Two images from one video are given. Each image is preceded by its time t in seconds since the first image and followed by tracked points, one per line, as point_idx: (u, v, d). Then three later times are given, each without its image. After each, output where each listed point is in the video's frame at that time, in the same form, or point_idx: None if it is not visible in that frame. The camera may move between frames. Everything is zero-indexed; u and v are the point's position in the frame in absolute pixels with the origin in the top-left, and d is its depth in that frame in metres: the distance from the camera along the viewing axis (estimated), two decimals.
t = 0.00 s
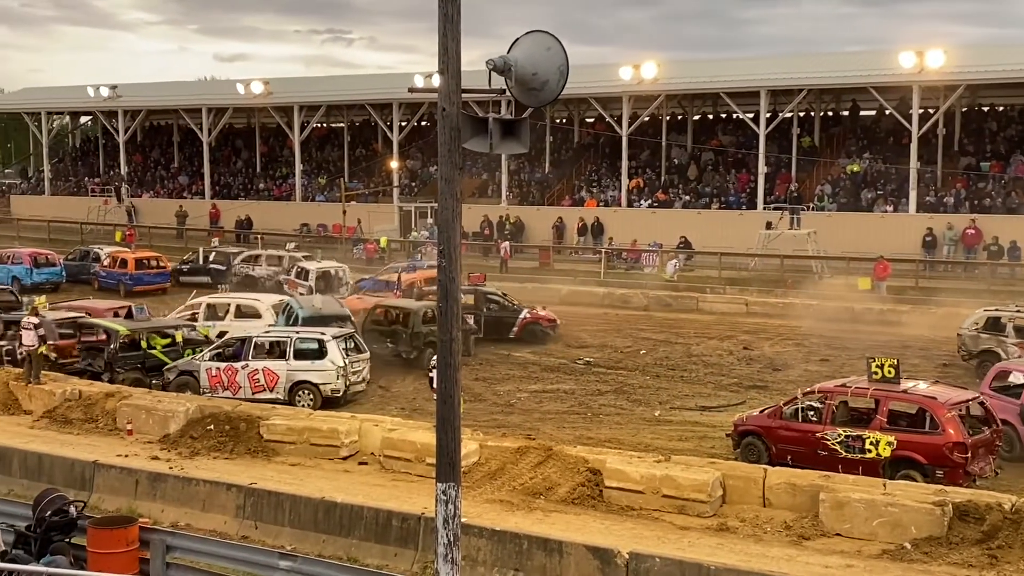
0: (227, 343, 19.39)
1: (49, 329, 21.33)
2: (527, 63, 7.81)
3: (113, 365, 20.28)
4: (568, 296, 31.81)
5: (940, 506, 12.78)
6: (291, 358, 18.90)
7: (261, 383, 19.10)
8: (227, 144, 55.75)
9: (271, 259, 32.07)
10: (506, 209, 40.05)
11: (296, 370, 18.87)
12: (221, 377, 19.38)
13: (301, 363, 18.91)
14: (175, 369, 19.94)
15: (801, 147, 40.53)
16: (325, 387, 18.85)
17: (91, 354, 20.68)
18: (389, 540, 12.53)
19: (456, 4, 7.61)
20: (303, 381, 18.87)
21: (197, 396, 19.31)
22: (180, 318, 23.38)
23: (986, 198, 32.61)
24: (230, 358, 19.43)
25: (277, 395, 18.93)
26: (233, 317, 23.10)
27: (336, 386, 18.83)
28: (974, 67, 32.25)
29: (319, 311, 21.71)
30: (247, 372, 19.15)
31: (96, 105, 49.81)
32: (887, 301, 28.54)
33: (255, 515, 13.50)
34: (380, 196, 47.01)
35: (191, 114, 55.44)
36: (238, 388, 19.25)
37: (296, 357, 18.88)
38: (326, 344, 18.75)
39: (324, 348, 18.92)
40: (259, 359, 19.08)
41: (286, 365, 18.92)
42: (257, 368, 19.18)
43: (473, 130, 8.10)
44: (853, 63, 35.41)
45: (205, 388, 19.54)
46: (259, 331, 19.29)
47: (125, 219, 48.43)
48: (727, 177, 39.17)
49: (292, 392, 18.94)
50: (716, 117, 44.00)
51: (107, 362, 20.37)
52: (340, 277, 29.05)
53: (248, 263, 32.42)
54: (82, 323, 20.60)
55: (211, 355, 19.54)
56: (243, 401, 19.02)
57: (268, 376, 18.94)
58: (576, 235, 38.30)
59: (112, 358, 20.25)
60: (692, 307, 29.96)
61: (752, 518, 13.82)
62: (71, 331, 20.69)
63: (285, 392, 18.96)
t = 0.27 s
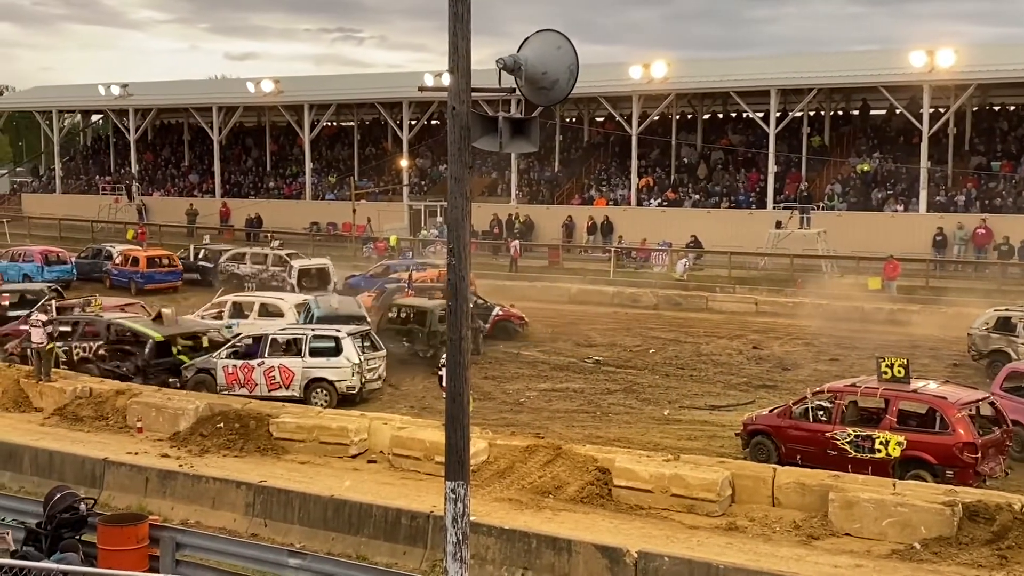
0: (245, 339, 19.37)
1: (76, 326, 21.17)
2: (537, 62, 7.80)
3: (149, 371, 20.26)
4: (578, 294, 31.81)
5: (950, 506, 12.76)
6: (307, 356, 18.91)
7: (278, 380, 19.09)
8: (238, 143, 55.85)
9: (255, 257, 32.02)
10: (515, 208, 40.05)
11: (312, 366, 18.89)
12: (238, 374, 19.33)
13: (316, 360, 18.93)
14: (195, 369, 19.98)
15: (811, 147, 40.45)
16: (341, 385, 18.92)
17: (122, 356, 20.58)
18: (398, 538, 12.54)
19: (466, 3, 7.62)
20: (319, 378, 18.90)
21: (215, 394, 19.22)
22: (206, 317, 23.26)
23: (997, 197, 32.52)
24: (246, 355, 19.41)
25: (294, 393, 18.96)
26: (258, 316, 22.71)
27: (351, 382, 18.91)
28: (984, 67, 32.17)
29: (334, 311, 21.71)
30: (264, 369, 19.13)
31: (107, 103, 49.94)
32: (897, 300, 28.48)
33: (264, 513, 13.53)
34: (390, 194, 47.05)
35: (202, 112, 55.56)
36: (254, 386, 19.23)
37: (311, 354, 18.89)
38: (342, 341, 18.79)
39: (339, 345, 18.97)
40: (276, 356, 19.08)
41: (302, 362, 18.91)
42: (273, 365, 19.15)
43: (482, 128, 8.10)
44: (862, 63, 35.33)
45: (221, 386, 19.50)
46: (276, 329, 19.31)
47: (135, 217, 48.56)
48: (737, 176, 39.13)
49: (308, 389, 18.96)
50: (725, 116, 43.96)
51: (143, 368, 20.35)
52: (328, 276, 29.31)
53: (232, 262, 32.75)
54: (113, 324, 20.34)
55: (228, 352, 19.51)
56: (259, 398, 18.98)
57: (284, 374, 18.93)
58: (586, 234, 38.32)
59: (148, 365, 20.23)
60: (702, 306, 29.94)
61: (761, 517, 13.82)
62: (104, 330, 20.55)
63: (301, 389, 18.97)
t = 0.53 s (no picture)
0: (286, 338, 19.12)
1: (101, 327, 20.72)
2: (546, 59, 7.80)
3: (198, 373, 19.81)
4: (587, 292, 31.82)
5: (960, 505, 12.73)
6: (347, 357, 18.59)
7: (317, 381, 18.76)
8: (247, 140, 55.94)
9: (245, 254, 33.25)
10: (524, 206, 40.07)
11: (351, 368, 18.55)
12: (278, 373, 19.10)
13: (356, 361, 18.58)
14: (238, 367, 19.70)
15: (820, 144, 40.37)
16: (380, 387, 18.47)
17: (162, 358, 20.10)
18: (407, 536, 12.56)
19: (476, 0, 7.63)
20: (358, 380, 18.55)
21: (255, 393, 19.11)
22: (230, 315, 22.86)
23: (1007, 196, 32.44)
24: (288, 354, 19.17)
25: (332, 394, 18.62)
26: (278, 314, 22.49)
27: (390, 386, 18.42)
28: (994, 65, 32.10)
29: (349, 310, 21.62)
30: (304, 369, 18.84)
31: (117, 101, 50.06)
32: (908, 298, 28.43)
33: (273, 510, 13.55)
34: (398, 191, 47.12)
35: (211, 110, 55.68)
36: (295, 385, 18.94)
37: (352, 355, 18.58)
38: (382, 343, 18.42)
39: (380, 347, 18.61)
40: (316, 356, 18.80)
41: (342, 363, 18.59)
42: (314, 365, 18.85)
43: (491, 126, 8.10)
44: (871, 60, 35.23)
45: (263, 384, 19.27)
46: (316, 329, 19.08)
47: (145, 214, 48.70)
48: (746, 173, 39.08)
49: (347, 390, 18.63)
50: (734, 114, 43.89)
51: (191, 370, 19.88)
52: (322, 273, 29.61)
53: (224, 258, 33.67)
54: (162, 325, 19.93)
55: (269, 351, 19.26)
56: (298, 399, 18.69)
57: (324, 374, 18.65)
58: (595, 231, 38.32)
59: (196, 366, 19.78)
60: (711, 304, 29.92)
61: (770, 515, 13.81)
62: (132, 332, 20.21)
63: (340, 390, 18.65)
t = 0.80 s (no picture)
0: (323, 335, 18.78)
1: (121, 325, 20.41)
2: (554, 55, 7.79)
3: (237, 368, 19.34)
4: (596, 288, 31.80)
5: (968, 502, 12.70)
6: (383, 354, 18.26)
7: (353, 378, 18.43)
8: (255, 136, 55.96)
9: (239, 249, 33.75)
10: (532, 202, 40.04)
11: (388, 365, 18.23)
12: (313, 370, 18.80)
13: (392, 359, 18.27)
14: (272, 365, 19.29)
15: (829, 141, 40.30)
16: (416, 385, 18.18)
17: (198, 355, 19.72)
18: (415, 532, 12.59)
19: None
20: (394, 377, 18.25)
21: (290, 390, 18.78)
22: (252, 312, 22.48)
23: (1017, 192, 32.36)
24: (324, 350, 18.81)
25: (369, 391, 18.29)
26: (298, 312, 22.17)
27: (426, 383, 18.12)
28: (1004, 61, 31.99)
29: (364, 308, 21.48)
30: (340, 366, 18.49)
31: (125, 97, 50.10)
32: (917, 295, 28.35)
33: (282, 506, 13.56)
34: (406, 188, 47.15)
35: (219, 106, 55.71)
36: (330, 382, 18.59)
37: (388, 352, 18.24)
38: (419, 341, 18.07)
39: (416, 344, 18.24)
40: (352, 353, 18.45)
41: (378, 360, 18.28)
42: (349, 362, 18.50)
43: (500, 122, 8.09)
44: (880, 56, 35.13)
45: (298, 381, 18.96)
46: (353, 325, 18.74)
47: (154, 210, 48.77)
48: (755, 169, 39.02)
49: (383, 388, 18.32)
50: (742, 111, 43.80)
51: (230, 365, 19.41)
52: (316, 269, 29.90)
53: (218, 253, 34.07)
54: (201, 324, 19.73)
55: (304, 347, 18.95)
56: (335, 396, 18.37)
57: (359, 372, 18.29)
58: (603, 228, 38.32)
59: (237, 361, 19.28)
60: (719, 301, 29.88)
61: (778, 512, 13.80)
62: (154, 331, 20.04)
63: (376, 388, 18.33)
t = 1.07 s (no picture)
0: (343, 335, 18.64)
1: (132, 322, 20.36)
2: (561, 51, 7.76)
3: (260, 366, 19.21)
4: (602, 284, 31.80)
5: (976, 498, 12.68)
6: (406, 353, 18.20)
7: (376, 377, 18.39)
8: (262, 133, 56.00)
9: (238, 246, 33.83)
10: (538, 199, 40.03)
11: (411, 364, 18.16)
12: (335, 370, 18.69)
13: (414, 357, 18.22)
14: (292, 365, 19.18)
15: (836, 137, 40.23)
16: (441, 382, 18.11)
17: (218, 351, 19.54)
18: (422, 528, 12.60)
19: None
20: (418, 376, 18.18)
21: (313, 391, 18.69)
22: (254, 310, 22.22)
23: None
24: (345, 350, 18.69)
25: (392, 390, 18.26)
26: (303, 313, 21.75)
27: (452, 380, 18.04)
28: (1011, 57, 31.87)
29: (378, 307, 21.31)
30: (362, 366, 18.44)
31: (133, 94, 50.15)
32: (925, 291, 28.27)
33: (289, 503, 13.58)
34: (413, 184, 47.15)
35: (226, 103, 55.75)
36: (352, 382, 18.52)
37: (410, 351, 18.17)
38: (441, 338, 17.94)
39: (438, 342, 18.15)
40: (374, 352, 18.39)
41: (401, 359, 18.23)
42: (371, 361, 18.45)
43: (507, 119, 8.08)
44: (886, 53, 35.04)
45: (320, 381, 18.87)
46: (372, 323, 18.61)
47: (161, 206, 48.84)
48: (761, 166, 38.96)
49: (407, 386, 18.27)
50: (749, 107, 43.72)
51: (255, 362, 19.27)
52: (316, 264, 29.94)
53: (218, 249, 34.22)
54: (216, 320, 19.61)
55: (324, 348, 18.85)
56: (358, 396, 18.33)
57: (382, 371, 18.25)
58: (609, 224, 38.31)
59: (260, 357, 19.15)
60: (726, 297, 29.87)
61: (785, 509, 13.79)
62: (164, 329, 20.00)
63: (400, 386, 18.31)
